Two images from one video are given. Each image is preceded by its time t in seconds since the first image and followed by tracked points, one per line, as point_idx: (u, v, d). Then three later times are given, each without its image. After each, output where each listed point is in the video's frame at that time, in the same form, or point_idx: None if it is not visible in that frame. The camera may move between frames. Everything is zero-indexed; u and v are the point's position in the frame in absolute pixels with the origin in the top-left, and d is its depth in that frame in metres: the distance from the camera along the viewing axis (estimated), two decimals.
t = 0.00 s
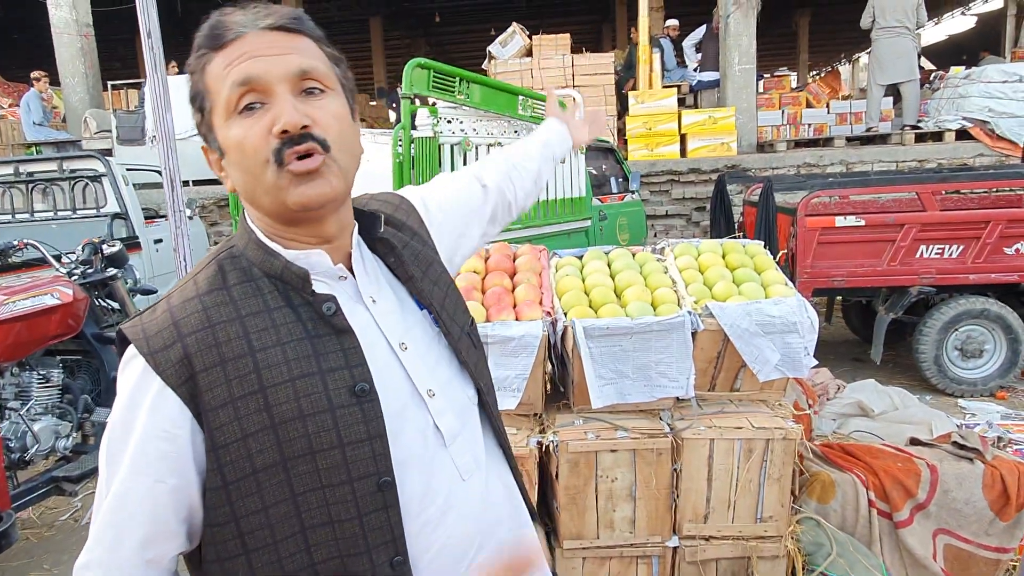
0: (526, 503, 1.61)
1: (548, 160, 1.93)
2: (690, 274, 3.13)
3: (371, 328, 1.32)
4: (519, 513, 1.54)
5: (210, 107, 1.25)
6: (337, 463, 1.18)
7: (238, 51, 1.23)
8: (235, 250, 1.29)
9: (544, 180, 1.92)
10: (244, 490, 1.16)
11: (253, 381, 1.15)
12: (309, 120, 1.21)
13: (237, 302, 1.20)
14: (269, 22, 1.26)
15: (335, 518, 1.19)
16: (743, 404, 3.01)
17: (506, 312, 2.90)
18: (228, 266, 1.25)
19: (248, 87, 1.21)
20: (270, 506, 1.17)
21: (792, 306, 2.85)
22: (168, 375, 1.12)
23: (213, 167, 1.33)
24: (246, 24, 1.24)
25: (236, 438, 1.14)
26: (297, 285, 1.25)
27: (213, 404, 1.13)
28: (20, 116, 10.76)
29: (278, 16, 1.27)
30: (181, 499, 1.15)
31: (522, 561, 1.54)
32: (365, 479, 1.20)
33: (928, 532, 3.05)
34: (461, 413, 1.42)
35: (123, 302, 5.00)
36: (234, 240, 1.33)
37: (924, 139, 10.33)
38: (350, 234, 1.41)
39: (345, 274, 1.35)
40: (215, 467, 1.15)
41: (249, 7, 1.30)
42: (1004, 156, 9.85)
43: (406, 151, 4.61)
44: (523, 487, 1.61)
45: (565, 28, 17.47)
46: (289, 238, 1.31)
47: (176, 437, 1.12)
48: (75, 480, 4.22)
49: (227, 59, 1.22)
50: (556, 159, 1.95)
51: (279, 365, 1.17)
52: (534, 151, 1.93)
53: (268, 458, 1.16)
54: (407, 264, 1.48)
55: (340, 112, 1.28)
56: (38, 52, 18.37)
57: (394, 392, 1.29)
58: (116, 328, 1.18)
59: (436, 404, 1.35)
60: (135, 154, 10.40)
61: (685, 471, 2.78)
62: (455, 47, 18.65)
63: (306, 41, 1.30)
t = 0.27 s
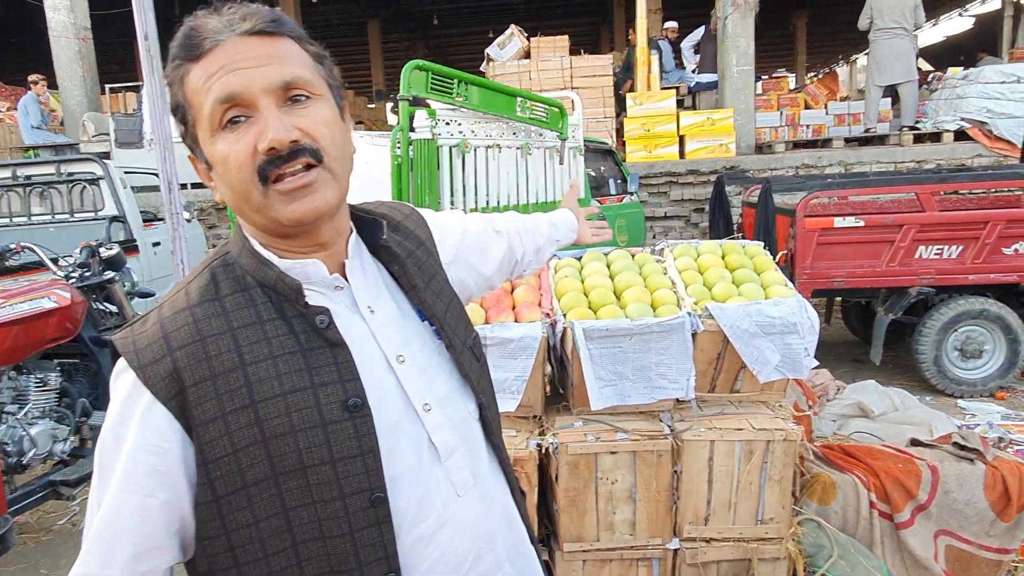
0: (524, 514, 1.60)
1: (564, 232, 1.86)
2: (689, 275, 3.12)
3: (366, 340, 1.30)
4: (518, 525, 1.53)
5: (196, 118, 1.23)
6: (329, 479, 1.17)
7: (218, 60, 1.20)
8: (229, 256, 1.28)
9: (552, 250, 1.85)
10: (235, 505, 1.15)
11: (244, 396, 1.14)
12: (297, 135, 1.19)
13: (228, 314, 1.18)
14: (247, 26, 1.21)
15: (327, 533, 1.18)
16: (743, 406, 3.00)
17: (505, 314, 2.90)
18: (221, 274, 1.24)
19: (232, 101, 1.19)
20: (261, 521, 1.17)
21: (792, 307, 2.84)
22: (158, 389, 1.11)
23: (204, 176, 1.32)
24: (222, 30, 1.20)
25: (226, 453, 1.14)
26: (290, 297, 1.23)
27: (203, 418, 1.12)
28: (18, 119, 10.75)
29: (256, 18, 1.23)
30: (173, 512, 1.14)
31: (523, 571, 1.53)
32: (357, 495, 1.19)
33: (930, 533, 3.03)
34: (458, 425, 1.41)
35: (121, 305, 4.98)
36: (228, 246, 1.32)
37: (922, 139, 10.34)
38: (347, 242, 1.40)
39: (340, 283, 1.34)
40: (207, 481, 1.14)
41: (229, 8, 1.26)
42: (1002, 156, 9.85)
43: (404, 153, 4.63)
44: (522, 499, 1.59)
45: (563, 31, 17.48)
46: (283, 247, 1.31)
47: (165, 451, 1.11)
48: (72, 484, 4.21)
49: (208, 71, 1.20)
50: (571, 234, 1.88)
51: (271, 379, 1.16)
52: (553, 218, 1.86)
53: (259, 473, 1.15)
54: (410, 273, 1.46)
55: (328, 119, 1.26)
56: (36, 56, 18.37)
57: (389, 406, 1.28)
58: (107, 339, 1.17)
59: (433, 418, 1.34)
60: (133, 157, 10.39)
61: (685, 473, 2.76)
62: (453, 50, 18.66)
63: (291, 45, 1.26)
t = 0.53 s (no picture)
0: (525, 515, 1.59)
1: (567, 220, 1.86)
2: (689, 274, 3.12)
3: (367, 339, 1.30)
4: (519, 526, 1.52)
5: (201, 118, 1.22)
6: (328, 478, 1.17)
7: (226, 62, 1.19)
8: (230, 253, 1.28)
9: (556, 240, 1.85)
10: (233, 503, 1.15)
11: (244, 393, 1.14)
12: (305, 140, 1.19)
13: (229, 311, 1.18)
14: (256, 27, 1.19)
15: (326, 532, 1.18)
16: (743, 405, 3.00)
17: (505, 314, 2.90)
18: (223, 271, 1.24)
19: (240, 103, 1.18)
20: (260, 519, 1.16)
21: (792, 305, 2.84)
22: (158, 385, 1.11)
23: (207, 173, 1.32)
24: (231, 29, 1.19)
25: (226, 450, 1.13)
26: (292, 293, 1.23)
27: (203, 416, 1.12)
28: (16, 122, 10.75)
29: (266, 18, 1.21)
30: (173, 509, 1.13)
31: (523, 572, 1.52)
32: (357, 494, 1.19)
33: (930, 532, 3.03)
34: (459, 425, 1.41)
35: (120, 306, 4.94)
36: (229, 243, 1.32)
37: (921, 139, 10.35)
38: (350, 241, 1.39)
39: (342, 282, 1.34)
40: (206, 480, 1.13)
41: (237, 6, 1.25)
42: (1000, 156, 9.86)
43: (402, 155, 4.76)
44: (523, 500, 1.59)
45: (561, 32, 17.49)
46: (284, 246, 1.31)
47: (166, 447, 1.11)
48: (70, 486, 4.20)
49: (215, 72, 1.19)
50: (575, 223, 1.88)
51: (272, 377, 1.16)
52: (556, 206, 1.86)
53: (259, 471, 1.15)
54: (413, 272, 1.45)
55: (336, 123, 1.25)
56: (34, 58, 18.36)
57: (389, 405, 1.28)
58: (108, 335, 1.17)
59: (434, 417, 1.34)
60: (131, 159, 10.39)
61: (685, 471, 2.76)
62: (451, 51, 18.66)
63: (299, 46, 1.24)
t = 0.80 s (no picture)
0: (526, 509, 1.60)
1: (570, 219, 1.88)
2: (688, 270, 3.13)
3: (369, 333, 1.32)
4: (519, 519, 1.53)
5: (207, 116, 1.23)
6: (330, 470, 1.18)
7: (232, 61, 1.20)
8: (234, 248, 1.29)
9: (559, 239, 1.87)
10: (236, 494, 1.16)
11: (247, 386, 1.15)
12: (310, 141, 1.20)
13: (233, 305, 1.20)
14: (262, 27, 1.20)
15: (328, 524, 1.18)
16: (742, 400, 3.01)
17: (504, 310, 2.92)
18: (227, 266, 1.26)
19: (246, 103, 1.19)
20: (263, 510, 1.17)
21: (790, 301, 2.85)
22: (163, 378, 1.12)
23: (211, 169, 1.33)
24: (237, 28, 1.20)
25: (229, 442, 1.15)
26: (294, 288, 1.24)
27: (206, 409, 1.13)
28: (16, 123, 10.77)
29: (272, 18, 1.22)
30: (178, 501, 1.15)
31: (524, 564, 1.53)
32: (358, 487, 1.19)
33: (928, 526, 3.05)
34: (459, 419, 1.42)
35: (120, 305, 4.99)
36: (234, 238, 1.33)
37: (920, 138, 10.36)
38: (352, 237, 1.41)
39: (345, 277, 1.35)
40: (211, 472, 1.15)
41: (243, 4, 1.26)
42: (999, 154, 9.87)
43: (402, 154, 4.80)
44: (523, 493, 1.60)
45: (560, 31, 17.51)
46: (288, 244, 1.32)
47: (171, 439, 1.12)
48: (72, 484, 4.21)
49: (222, 71, 1.20)
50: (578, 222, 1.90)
51: (274, 371, 1.17)
52: (561, 205, 1.88)
53: (262, 463, 1.16)
54: (414, 268, 1.46)
55: (341, 123, 1.27)
56: (34, 60, 18.38)
57: (390, 397, 1.29)
58: (113, 329, 1.19)
59: (435, 411, 1.35)
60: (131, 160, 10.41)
61: (684, 466, 2.78)
62: (451, 52, 18.68)
63: (305, 46, 1.25)
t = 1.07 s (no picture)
0: (526, 501, 1.63)
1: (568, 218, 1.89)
2: (688, 269, 3.15)
3: (374, 329, 1.34)
4: (520, 510, 1.57)
5: (217, 120, 1.27)
6: (335, 463, 1.21)
7: (242, 67, 1.23)
8: (242, 246, 1.32)
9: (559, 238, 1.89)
10: (245, 485, 1.19)
11: (255, 380, 1.18)
12: (318, 145, 1.23)
13: (241, 302, 1.23)
14: (271, 33, 1.24)
15: (333, 513, 1.22)
16: (742, 398, 3.03)
17: (506, 308, 2.95)
18: (235, 263, 1.29)
19: (255, 108, 1.22)
20: (271, 501, 1.20)
21: (789, 299, 2.88)
22: (173, 372, 1.15)
23: (220, 171, 1.36)
24: (246, 34, 1.23)
25: (238, 434, 1.18)
26: (301, 286, 1.27)
27: (216, 402, 1.16)
28: (22, 123, 10.83)
29: (280, 25, 1.25)
30: (189, 492, 1.18)
31: (525, 556, 1.56)
32: (363, 478, 1.23)
33: (927, 523, 3.07)
34: (462, 414, 1.45)
35: (126, 304, 5.05)
36: (241, 237, 1.36)
37: (923, 137, 10.36)
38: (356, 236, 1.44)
39: (349, 275, 1.38)
40: (220, 462, 1.18)
41: (252, 11, 1.29)
42: (1002, 153, 9.87)
43: (405, 154, 4.87)
44: (523, 487, 1.63)
45: (563, 31, 17.53)
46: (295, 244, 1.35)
47: (183, 432, 1.15)
48: (78, 482, 4.25)
49: (233, 76, 1.23)
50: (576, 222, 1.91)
51: (282, 365, 1.20)
52: (562, 205, 1.89)
53: (270, 454, 1.20)
54: (417, 266, 1.49)
55: (347, 128, 1.30)
56: (39, 60, 18.46)
57: (394, 392, 1.32)
58: (125, 324, 1.22)
59: (439, 406, 1.38)
60: (136, 160, 10.46)
61: (685, 463, 2.80)
62: (454, 52, 18.71)
63: (312, 52, 1.28)
